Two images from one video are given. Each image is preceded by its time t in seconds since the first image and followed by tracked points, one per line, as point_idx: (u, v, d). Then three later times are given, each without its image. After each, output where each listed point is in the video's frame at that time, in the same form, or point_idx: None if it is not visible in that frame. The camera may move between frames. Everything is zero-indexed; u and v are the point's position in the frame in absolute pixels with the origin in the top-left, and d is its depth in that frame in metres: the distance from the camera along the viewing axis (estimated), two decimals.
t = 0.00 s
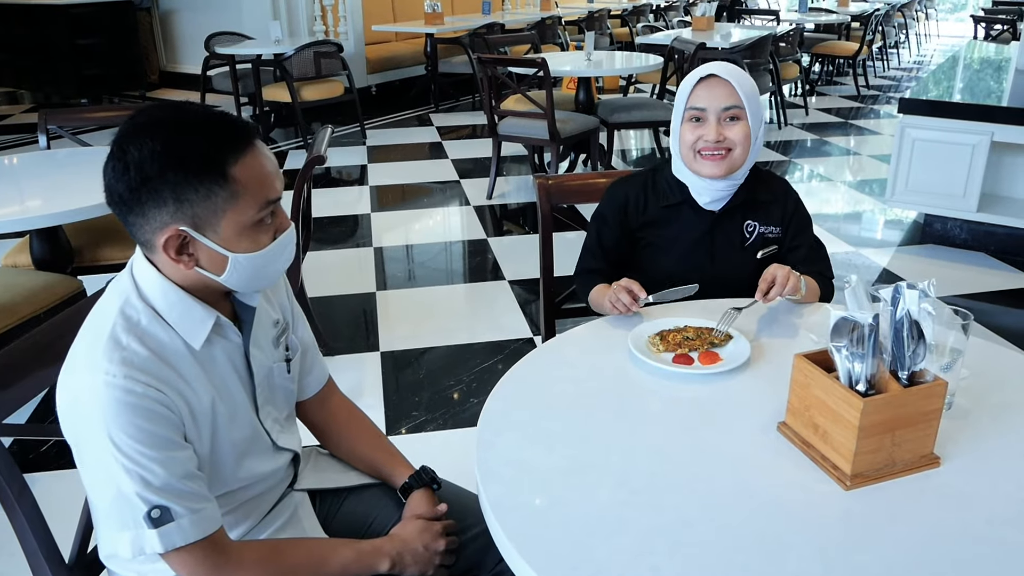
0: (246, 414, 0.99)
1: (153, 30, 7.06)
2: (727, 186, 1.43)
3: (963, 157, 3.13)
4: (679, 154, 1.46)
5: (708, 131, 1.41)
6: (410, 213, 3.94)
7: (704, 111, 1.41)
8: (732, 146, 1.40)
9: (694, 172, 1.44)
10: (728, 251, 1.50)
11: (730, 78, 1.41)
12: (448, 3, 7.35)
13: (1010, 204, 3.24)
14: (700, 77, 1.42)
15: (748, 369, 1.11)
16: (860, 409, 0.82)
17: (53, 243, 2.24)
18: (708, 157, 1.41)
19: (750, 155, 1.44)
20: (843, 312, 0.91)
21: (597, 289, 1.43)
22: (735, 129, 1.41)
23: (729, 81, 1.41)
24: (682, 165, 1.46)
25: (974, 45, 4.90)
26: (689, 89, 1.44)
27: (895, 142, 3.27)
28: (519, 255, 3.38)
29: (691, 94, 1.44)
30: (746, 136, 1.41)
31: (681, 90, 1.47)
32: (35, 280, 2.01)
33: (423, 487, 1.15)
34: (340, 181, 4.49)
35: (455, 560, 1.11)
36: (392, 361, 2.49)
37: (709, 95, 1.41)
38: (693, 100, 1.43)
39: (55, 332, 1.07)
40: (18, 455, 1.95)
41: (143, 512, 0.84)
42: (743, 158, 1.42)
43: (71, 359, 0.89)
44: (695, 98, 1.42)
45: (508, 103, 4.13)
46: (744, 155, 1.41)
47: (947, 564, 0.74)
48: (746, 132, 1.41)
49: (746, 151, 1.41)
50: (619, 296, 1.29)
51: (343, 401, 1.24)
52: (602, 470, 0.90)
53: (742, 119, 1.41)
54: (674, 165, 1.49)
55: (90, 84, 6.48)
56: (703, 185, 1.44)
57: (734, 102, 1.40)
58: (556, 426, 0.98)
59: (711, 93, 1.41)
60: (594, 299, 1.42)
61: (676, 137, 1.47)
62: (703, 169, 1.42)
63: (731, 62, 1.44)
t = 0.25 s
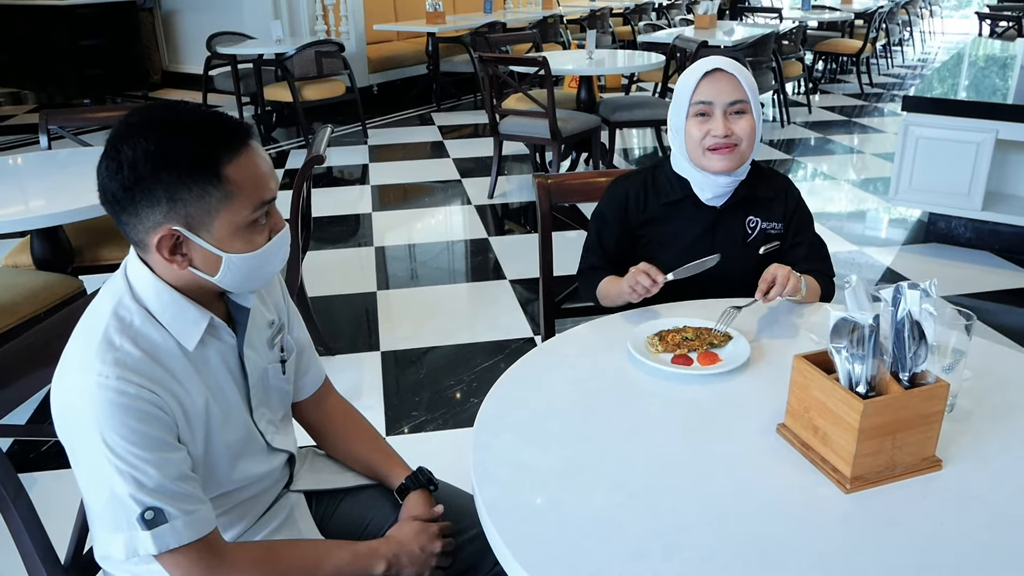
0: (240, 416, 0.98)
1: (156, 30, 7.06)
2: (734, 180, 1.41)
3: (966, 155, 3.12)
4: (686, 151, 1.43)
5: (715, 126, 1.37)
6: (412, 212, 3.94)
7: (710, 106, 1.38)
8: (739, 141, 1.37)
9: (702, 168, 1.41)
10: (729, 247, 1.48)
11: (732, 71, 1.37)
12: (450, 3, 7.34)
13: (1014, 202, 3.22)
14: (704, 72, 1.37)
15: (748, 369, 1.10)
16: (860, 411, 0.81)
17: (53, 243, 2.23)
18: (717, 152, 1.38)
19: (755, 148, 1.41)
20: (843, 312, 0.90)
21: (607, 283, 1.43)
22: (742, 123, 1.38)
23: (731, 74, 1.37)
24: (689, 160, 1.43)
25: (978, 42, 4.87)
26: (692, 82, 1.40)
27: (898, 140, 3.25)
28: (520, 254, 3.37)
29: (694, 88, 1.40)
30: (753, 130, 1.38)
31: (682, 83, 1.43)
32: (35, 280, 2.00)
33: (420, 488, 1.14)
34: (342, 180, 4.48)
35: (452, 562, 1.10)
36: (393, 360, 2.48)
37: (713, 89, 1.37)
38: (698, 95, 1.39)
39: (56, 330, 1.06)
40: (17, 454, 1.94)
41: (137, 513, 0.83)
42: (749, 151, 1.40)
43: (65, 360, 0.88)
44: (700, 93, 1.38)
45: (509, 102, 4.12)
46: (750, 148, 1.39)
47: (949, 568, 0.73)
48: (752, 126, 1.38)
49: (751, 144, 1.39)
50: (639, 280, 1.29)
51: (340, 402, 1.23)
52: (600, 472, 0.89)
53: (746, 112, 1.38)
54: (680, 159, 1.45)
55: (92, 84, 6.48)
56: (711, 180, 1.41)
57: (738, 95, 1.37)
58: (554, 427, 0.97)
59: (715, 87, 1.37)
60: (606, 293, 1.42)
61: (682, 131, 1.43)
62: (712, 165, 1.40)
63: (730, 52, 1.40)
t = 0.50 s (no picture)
0: (236, 417, 0.97)
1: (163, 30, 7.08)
2: (725, 186, 1.41)
3: (975, 151, 3.08)
4: (677, 155, 1.44)
5: (700, 134, 1.38)
6: (418, 211, 3.93)
7: (696, 114, 1.38)
8: (725, 149, 1.37)
9: (691, 173, 1.42)
10: (733, 248, 1.47)
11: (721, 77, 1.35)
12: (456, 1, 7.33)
13: None
14: (690, 77, 1.38)
15: (750, 369, 1.09)
16: (862, 413, 0.79)
17: (58, 243, 2.24)
18: (702, 159, 1.39)
19: (748, 153, 1.39)
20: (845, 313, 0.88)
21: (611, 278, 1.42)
22: (728, 130, 1.37)
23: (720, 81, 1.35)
24: (680, 164, 1.44)
25: (988, 38, 4.82)
26: (682, 88, 1.40)
27: (906, 137, 3.22)
28: (526, 253, 3.36)
29: (683, 94, 1.40)
30: (740, 136, 1.37)
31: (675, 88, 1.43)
32: (40, 280, 2.01)
33: (418, 490, 1.14)
34: (348, 179, 4.48)
35: (449, 564, 1.09)
36: (397, 359, 2.48)
37: (700, 97, 1.37)
38: (685, 102, 1.39)
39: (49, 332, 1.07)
40: (20, 454, 1.93)
41: (131, 515, 0.82)
42: (739, 157, 1.39)
43: (59, 362, 0.87)
44: (687, 100, 1.38)
45: (515, 100, 4.11)
46: (740, 154, 1.38)
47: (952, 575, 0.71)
48: (740, 132, 1.37)
49: (740, 150, 1.37)
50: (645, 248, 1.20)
51: (339, 402, 1.22)
52: (598, 474, 0.88)
53: (736, 118, 1.37)
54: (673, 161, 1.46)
55: (100, 84, 6.51)
56: (701, 186, 1.42)
57: (725, 102, 1.36)
58: (552, 428, 0.96)
59: (702, 95, 1.36)
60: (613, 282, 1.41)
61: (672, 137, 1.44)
62: (698, 171, 1.40)
63: (724, 56, 1.38)
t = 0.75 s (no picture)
0: (235, 421, 0.97)
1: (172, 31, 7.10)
2: (733, 190, 1.40)
3: (988, 148, 3.04)
4: (685, 157, 1.42)
5: (712, 136, 1.36)
6: (426, 211, 3.92)
7: (707, 116, 1.36)
8: (738, 151, 1.35)
9: (698, 175, 1.40)
10: (738, 251, 1.45)
11: (736, 80, 1.35)
12: None
13: None
14: (703, 79, 1.37)
15: (755, 373, 1.07)
16: (868, 420, 0.78)
17: (64, 245, 2.24)
18: (712, 162, 1.37)
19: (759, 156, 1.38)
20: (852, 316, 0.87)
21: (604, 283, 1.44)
22: (741, 132, 1.36)
23: (734, 84, 1.34)
24: (687, 167, 1.42)
25: (1001, 32, 4.77)
26: (694, 90, 1.39)
27: (917, 134, 3.18)
28: (534, 253, 3.35)
29: (694, 96, 1.39)
30: (754, 139, 1.36)
31: (685, 91, 1.42)
32: (46, 282, 2.01)
33: (419, 496, 1.13)
34: (356, 179, 4.48)
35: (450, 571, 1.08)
36: (403, 361, 2.47)
37: (712, 99, 1.36)
38: (697, 104, 1.38)
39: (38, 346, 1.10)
40: (25, 458, 1.93)
41: (127, 521, 0.81)
42: (750, 162, 1.37)
43: (56, 363, 0.86)
44: (699, 102, 1.37)
45: (522, 99, 4.09)
46: (751, 159, 1.36)
47: None
48: (753, 135, 1.36)
49: (752, 154, 1.36)
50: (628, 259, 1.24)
51: (340, 406, 1.22)
52: (599, 481, 0.86)
53: (748, 122, 1.36)
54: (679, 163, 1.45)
55: (109, 86, 6.54)
56: (709, 189, 1.40)
57: (738, 106, 1.35)
58: (553, 434, 0.95)
59: (714, 97, 1.35)
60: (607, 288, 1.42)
61: (680, 139, 1.42)
62: (706, 173, 1.38)
63: (738, 59, 1.37)
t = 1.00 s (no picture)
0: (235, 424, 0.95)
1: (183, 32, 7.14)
2: (739, 182, 1.37)
3: (1004, 147, 2.99)
4: (689, 150, 1.40)
5: (718, 126, 1.34)
6: (436, 211, 3.91)
7: (712, 106, 1.34)
8: (744, 143, 1.33)
9: (702, 167, 1.38)
10: (744, 247, 1.43)
11: (741, 69, 1.33)
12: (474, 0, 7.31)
13: None
14: (708, 68, 1.34)
15: (761, 379, 1.05)
16: (874, 430, 0.76)
17: (71, 247, 2.25)
18: (718, 153, 1.35)
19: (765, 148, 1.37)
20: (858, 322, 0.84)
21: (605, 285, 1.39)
22: (747, 122, 1.34)
23: (739, 73, 1.32)
24: (691, 159, 1.40)
25: (1017, 30, 4.70)
26: (698, 80, 1.36)
27: (931, 133, 3.14)
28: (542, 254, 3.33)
29: (699, 85, 1.37)
30: (759, 130, 1.34)
31: (689, 81, 1.40)
32: (51, 284, 2.01)
33: (420, 503, 1.12)
34: (365, 180, 4.48)
35: None
36: (410, 362, 2.46)
37: (718, 89, 1.33)
38: (702, 94, 1.35)
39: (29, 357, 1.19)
40: (31, 461, 1.93)
41: (123, 528, 0.81)
42: (756, 153, 1.35)
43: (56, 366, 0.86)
44: (703, 92, 1.35)
45: (531, 99, 4.08)
46: (756, 150, 1.34)
47: None
48: (759, 126, 1.34)
49: (758, 146, 1.34)
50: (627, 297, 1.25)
51: (340, 411, 1.21)
52: (598, 490, 0.85)
53: (754, 112, 1.34)
54: (683, 155, 1.43)
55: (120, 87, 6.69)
56: (714, 182, 1.38)
57: (743, 95, 1.33)
58: (552, 442, 0.93)
59: (719, 87, 1.33)
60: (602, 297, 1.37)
61: (685, 130, 1.40)
62: (711, 166, 1.36)
63: (742, 48, 1.35)
